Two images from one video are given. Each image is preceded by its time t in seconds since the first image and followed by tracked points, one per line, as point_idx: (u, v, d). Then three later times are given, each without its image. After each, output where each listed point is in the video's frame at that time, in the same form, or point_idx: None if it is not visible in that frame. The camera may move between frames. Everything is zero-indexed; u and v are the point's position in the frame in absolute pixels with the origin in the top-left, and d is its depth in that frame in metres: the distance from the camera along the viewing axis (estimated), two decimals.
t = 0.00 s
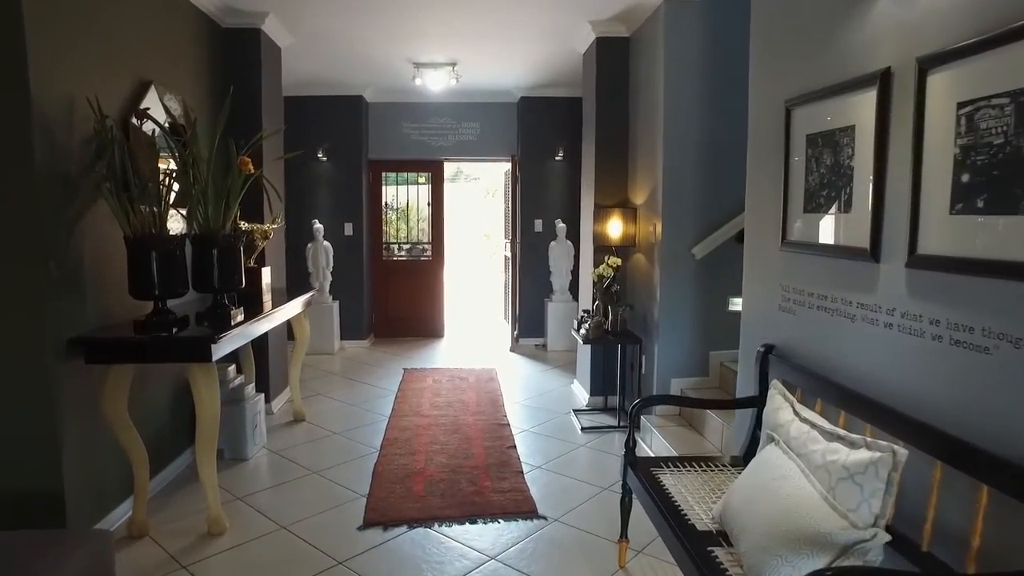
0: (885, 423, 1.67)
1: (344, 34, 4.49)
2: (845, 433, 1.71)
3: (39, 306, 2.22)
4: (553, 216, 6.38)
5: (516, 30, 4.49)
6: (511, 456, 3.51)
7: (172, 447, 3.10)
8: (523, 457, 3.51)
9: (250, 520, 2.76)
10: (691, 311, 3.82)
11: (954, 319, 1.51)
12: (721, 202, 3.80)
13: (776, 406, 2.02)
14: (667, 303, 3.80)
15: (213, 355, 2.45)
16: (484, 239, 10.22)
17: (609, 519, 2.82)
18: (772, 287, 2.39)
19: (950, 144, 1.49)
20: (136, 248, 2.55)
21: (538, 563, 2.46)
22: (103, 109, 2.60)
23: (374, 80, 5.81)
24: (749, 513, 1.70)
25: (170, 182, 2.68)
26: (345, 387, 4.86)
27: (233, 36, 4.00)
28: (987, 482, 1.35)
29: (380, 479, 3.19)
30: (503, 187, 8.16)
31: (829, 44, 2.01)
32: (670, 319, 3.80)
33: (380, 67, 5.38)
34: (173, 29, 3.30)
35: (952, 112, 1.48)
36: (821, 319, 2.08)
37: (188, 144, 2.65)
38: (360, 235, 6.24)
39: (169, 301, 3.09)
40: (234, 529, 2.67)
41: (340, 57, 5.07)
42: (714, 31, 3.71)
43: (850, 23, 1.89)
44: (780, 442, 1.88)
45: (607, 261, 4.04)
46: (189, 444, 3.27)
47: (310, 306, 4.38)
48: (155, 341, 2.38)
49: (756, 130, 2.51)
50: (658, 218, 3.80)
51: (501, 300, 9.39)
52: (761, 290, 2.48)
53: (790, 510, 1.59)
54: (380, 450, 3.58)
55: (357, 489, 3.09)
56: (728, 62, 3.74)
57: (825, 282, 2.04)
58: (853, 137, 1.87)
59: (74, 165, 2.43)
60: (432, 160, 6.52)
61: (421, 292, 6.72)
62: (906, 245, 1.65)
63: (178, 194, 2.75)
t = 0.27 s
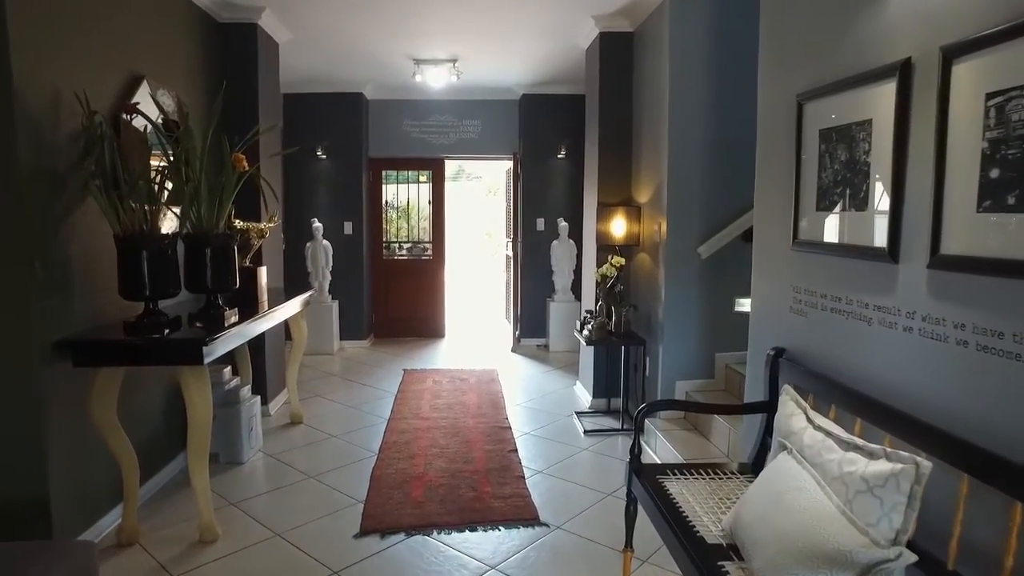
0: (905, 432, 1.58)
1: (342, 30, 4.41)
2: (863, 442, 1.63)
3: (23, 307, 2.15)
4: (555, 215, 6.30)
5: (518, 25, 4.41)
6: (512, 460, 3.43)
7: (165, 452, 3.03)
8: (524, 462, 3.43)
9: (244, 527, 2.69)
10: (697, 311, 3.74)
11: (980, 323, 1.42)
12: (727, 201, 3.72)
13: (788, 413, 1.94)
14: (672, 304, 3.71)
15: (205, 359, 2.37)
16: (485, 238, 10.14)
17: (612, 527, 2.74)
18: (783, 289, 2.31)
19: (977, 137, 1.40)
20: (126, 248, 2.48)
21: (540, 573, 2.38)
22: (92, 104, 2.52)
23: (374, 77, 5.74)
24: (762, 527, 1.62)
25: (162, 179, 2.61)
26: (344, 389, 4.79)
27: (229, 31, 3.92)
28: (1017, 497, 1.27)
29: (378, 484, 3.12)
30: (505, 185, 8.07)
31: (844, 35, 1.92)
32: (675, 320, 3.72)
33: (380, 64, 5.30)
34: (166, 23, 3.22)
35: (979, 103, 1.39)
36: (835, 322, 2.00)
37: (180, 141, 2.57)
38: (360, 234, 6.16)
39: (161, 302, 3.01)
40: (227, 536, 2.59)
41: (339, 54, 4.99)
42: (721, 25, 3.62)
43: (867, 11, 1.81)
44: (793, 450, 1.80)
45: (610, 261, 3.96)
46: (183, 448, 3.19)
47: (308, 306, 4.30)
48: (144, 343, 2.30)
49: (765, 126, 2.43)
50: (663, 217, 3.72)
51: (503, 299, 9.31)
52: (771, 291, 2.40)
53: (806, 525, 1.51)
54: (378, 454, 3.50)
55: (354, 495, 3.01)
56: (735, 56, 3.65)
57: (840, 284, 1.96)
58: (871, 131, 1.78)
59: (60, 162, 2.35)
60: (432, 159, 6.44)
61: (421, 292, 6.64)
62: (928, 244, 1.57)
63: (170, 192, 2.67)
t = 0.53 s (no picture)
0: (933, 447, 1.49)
1: (341, 26, 4.32)
2: (885, 457, 1.54)
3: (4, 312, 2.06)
4: (557, 214, 6.21)
5: (520, 22, 4.32)
6: (514, 466, 3.35)
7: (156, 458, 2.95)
8: (526, 468, 3.34)
9: (238, 537, 2.60)
10: (703, 314, 3.65)
11: (1013, 332, 1.33)
12: (735, 201, 3.63)
13: (803, 424, 1.84)
14: (678, 306, 3.62)
15: (195, 364, 2.29)
16: (487, 238, 10.04)
17: (617, 538, 2.65)
18: (796, 293, 2.21)
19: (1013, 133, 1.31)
20: (114, 249, 2.39)
21: None
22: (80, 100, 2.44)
23: (374, 74, 5.65)
24: (778, 547, 1.53)
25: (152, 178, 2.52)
26: (342, 392, 4.70)
27: (225, 26, 3.84)
28: None
29: (376, 491, 3.03)
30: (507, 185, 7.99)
31: (862, 28, 1.83)
32: (681, 323, 3.63)
33: (380, 61, 5.22)
34: (159, 17, 3.13)
35: (1016, 97, 1.30)
36: (852, 328, 1.91)
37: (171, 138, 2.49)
38: (359, 234, 6.08)
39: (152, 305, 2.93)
40: (219, 547, 2.51)
41: (338, 50, 4.91)
42: (728, 20, 3.53)
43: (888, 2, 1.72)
44: (809, 464, 1.71)
45: (614, 262, 3.87)
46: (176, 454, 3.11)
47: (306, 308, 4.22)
48: (132, 348, 2.22)
49: (777, 124, 2.34)
50: (669, 217, 3.63)
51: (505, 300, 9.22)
52: (783, 295, 2.31)
53: (826, 546, 1.42)
54: (377, 460, 3.42)
55: (351, 503, 2.93)
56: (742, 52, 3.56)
57: (858, 288, 1.87)
58: (892, 128, 1.69)
59: (45, 160, 2.27)
60: (433, 157, 6.36)
61: (422, 293, 6.56)
62: (956, 248, 1.48)
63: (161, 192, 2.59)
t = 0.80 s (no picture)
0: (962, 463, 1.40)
1: (340, 22, 4.24)
2: (910, 473, 1.45)
3: None
4: (559, 214, 6.13)
5: (522, 18, 4.24)
6: (516, 473, 3.26)
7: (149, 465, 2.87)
8: (528, 475, 3.26)
9: (232, 548, 2.52)
10: (709, 317, 3.56)
11: None
12: (742, 200, 3.54)
13: (819, 435, 1.76)
14: (684, 309, 3.54)
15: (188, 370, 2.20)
16: (488, 238, 9.95)
17: (623, 548, 2.57)
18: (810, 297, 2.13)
19: None
20: (102, 250, 2.31)
21: None
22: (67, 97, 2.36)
23: (374, 72, 5.57)
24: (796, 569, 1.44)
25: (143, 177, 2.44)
26: (341, 395, 4.62)
27: (221, 22, 3.76)
28: None
29: (374, 499, 2.95)
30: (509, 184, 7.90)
31: (883, 19, 1.75)
32: (687, 325, 3.55)
33: (380, 58, 5.14)
34: (152, 12, 3.06)
35: None
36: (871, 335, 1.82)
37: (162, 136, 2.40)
38: (359, 234, 6.00)
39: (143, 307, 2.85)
40: (212, 558, 2.43)
41: (337, 48, 4.83)
42: (736, 16, 3.45)
43: None
44: (827, 478, 1.62)
45: (619, 263, 3.78)
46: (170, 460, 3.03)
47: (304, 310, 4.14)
48: (121, 353, 2.14)
49: (790, 121, 2.25)
50: (674, 217, 3.54)
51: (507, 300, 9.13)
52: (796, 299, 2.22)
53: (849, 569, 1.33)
54: (375, 466, 3.34)
55: (349, 511, 2.85)
56: (750, 48, 3.47)
57: (877, 293, 1.78)
58: (916, 125, 1.60)
59: (28, 158, 2.19)
60: (435, 157, 6.28)
61: (423, 293, 6.48)
62: (987, 251, 1.39)
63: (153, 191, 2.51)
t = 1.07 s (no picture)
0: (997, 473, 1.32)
1: (341, 17, 4.16)
2: (942, 484, 1.36)
3: None
4: (563, 212, 6.04)
5: (527, 12, 4.15)
6: (520, 477, 3.18)
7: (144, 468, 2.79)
8: (533, 479, 3.18)
9: (227, 555, 2.45)
10: (718, 317, 3.48)
11: None
12: (752, 198, 3.45)
13: (841, 442, 1.67)
14: (692, 308, 3.45)
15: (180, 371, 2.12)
16: (492, 237, 9.87)
17: (631, 556, 2.48)
18: (827, 296, 2.04)
19: None
20: (92, 248, 2.23)
21: None
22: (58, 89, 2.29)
23: (376, 68, 5.49)
24: None
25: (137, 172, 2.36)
26: (342, 395, 4.55)
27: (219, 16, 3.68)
28: None
29: (374, 504, 2.87)
30: (512, 182, 7.81)
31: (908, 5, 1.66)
32: (695, 326, 3.46)
33: (382, 54, 5.06)
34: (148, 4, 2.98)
35: None
36: (894, 336, 1.74)
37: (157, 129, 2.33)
38: (361, 232, 5.92)
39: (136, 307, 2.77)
40: (206, 565, 2.35)
41: (339, 42, 4.75)
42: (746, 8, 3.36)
43: None
44: (851, 488, 1.53)
45: (625, 262, 3.70)
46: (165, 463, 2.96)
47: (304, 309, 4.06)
48: (111, 354, 2.06)
49: (806, 113, 2.17)
50: (683, 214, 3.46)
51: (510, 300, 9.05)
52: (812, 299, 2.13)
53: None
54: (376, 470, 3.26)
55: (348, 517, 2.77)
56: (760, 41, 3.38)
57: (901, 293, 1.70)
58: (945, 115, 1.51)
59: (16, 152, 2.12)
60: (437, 154, 6.20)
61: (425, 293, 6.40)
62: None
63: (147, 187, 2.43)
